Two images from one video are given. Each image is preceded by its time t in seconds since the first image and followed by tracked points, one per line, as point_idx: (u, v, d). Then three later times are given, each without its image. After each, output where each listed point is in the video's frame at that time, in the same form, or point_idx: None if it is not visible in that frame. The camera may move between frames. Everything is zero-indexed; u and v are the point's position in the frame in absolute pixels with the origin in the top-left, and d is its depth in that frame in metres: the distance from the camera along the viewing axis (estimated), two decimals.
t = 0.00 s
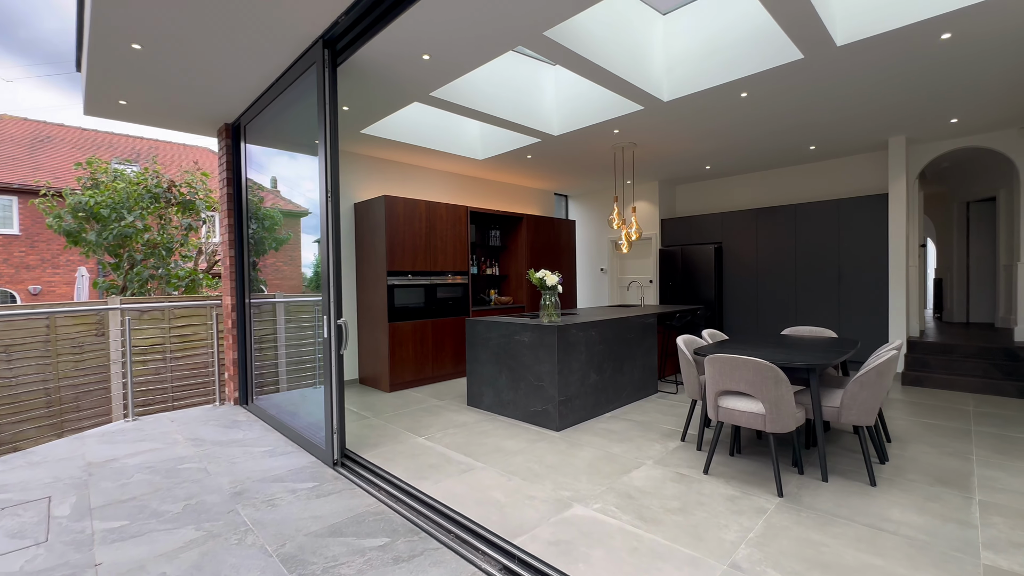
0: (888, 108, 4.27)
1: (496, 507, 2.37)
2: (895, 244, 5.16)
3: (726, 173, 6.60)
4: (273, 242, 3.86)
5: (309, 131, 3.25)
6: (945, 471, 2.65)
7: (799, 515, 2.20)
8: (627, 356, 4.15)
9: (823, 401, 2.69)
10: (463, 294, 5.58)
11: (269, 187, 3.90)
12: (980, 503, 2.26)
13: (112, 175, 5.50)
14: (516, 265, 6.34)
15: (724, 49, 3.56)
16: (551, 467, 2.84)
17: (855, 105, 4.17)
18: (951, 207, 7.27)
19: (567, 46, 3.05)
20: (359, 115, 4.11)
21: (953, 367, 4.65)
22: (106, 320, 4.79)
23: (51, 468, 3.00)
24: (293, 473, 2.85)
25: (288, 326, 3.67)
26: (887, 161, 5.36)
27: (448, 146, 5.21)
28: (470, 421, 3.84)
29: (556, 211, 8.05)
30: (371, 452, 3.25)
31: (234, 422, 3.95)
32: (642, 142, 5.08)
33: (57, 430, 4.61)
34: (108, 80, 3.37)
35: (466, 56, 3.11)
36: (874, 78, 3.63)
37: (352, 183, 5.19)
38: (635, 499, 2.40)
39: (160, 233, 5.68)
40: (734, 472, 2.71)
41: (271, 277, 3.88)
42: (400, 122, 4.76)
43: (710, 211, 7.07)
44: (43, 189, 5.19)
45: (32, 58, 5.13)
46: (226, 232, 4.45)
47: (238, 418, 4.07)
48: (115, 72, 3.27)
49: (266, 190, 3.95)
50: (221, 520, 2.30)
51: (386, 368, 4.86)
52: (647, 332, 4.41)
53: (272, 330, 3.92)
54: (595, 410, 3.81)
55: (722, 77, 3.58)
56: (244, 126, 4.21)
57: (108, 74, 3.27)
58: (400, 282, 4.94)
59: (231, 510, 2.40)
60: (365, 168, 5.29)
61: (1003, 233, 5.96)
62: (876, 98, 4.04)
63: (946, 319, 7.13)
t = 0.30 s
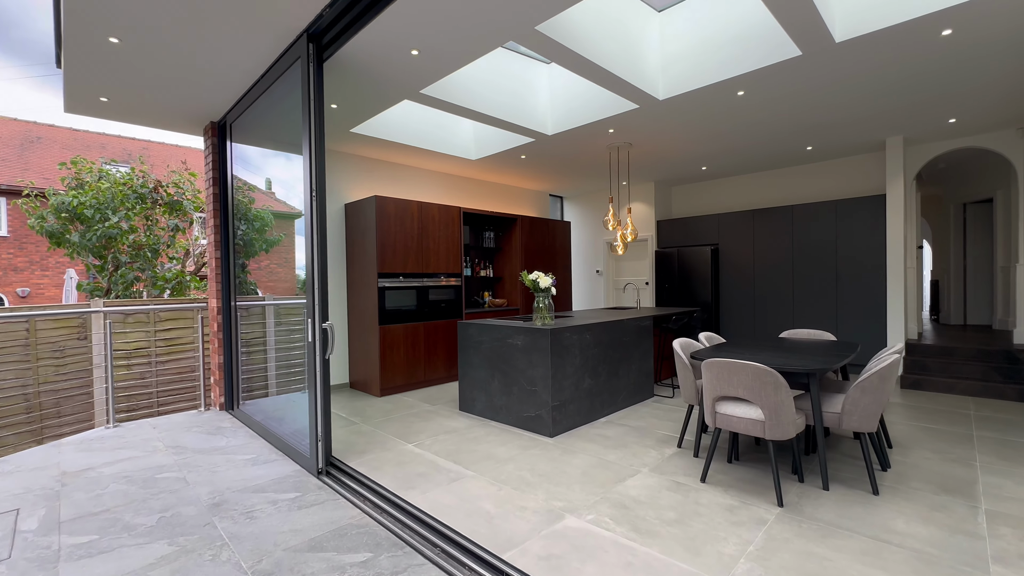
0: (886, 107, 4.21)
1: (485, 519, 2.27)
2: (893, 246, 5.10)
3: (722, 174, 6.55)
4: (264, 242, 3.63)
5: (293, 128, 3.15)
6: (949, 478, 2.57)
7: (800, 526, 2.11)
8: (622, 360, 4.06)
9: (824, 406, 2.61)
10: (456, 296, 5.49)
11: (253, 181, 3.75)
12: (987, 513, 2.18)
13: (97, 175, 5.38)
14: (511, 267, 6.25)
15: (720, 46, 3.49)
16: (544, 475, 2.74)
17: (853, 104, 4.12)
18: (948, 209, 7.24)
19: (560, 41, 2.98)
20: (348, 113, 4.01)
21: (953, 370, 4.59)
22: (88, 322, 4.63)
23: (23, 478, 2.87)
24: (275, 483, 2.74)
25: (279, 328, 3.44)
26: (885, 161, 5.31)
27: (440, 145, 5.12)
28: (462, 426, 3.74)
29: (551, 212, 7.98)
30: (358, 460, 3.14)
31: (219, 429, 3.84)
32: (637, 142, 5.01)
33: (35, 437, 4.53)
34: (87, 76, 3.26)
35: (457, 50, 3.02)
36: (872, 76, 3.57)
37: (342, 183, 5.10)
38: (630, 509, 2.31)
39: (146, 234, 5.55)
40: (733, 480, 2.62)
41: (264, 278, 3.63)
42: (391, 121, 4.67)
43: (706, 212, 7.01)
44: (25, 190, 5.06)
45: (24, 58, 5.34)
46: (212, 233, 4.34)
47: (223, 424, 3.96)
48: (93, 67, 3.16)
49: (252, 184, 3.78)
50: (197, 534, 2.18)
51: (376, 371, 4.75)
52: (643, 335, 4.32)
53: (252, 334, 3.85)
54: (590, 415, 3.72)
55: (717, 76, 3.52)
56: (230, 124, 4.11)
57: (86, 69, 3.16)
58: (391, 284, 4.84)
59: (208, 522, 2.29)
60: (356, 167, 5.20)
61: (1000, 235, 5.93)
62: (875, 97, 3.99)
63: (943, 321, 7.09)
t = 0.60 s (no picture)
0: (879, 107, 4.18)
1: (468, 531, 2.18)
2: (885, 247, 5.07)
3: (715, 174, 6.50)
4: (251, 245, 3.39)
5: (272, 125, 3.05)
6: (943, 484, 2.52)
7: (793, 536, 2.04)
8: (613, 363, 3.98)
9: (818, 410, 2.54)
10: (445, 298, 5.39)
11: (235, 179, 3.61)
12: (984, 522, 2.12)
13: (76, 173, 5.24)
14: (501, 268, 6.17)
15: (711, 44, 3.43)
16: (531, 484, 2.65)
17: (846, 103, 4.08)
18: (938, 210, 7.26)
19: (546, 36, 2.90)
20: (332, 110, 3.91)
21: (944, 372, 4.57)
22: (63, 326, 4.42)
23: None
24: (251, 493, 2.64)
25: (264, 332, 3.24)
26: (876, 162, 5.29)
27: (429, 144, 5.03)
28: (448, 432, 3.65)
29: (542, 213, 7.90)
30: (341, 468, 3.04)
31: (197, 435, 3.71)
32: (629, 142, 4.95)
33: (6, 445, 4.38)
34: (57, 70, 3.14)
35: (442, 44, 2.93)
36: (863, 75, 3.53)
37: (328, 182, 5.00)
38: (619, 520, 2.23)
39: (126, 234, 5.40)
40: (724, 487, 2.54)
41: (254, 280, 3.35)
42: (378, 119, 4.57)
43: (698, 213, 6.97)
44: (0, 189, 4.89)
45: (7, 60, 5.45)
46: (193, 234, 4.22)
47: (202, 430, 3.84)
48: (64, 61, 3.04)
49: (235, 179, 3.62)
50: (164, 550, 2.07)
51: (363, 375, 4.65)
52: (633, 338, 4.25)
53: (232, 337, 3.74)
54: (580, 420, 3.64)
55: (709, 74, 3.46)
56: (210, 122, 3.99)
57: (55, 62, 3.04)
58: (378, 286, 4.74)
59: (177, 537, 2.18)
60: (343, 166, 5.10)
61: (990, 236, 5.93)
62: (867, 97, 3.95)
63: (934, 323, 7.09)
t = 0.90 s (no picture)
0: (870, 107, 4.15)
1: (450, 543, 2.09)
2: (876, 248, 5.05)
3: (706, 175, 6.47)
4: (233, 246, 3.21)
5: (248, 120, 2.93)
6: (938, 489, 2.47)
7: (787, 546, 1.98)
8: (603, 366, 3.91)
9: (811, 414, 2.48)
10: (433, 299, 5.29)
11: (213, 175, 3.48)
12: (981, 529, 2.07)
13: (51, 171, 5.05)
14: (491, 269, 6.09)
15: (703, 41, 3.37)
16: (518, 491, 2.57)
17: (837, 103, 4.04)
18: (927, 211, 7.29)
19: (533, 30, 2.82)
20: (316, 106, 3.80)
21: (935, 373, 4.56)
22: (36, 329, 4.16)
23: None
24: (225, 504, 2.53)
25: (247, 334, 3.04)
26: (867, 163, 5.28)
27: (417, 143, 4.94)
28: (434, 437, 3.55)
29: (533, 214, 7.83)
30: (321, 475, 2.93)
31: (173, 442, 3.58)
32: (620, 141, 4.89)
33: None
34: (23, 61, 3.00)
35: (427, 37, 2.84)
36: (854, 74, 3.50)
37: (313, 181, 4.89)
38: (608, 530, 2.14)
39: (104, 234, 5.22)
40: (716, 494, 2.47)
41: (244, 282, 3.03)
42: (364, 116, 4.47)
43: (689, 214, 6.94)
44: None
45: None
46: (171, 234, 4.09)
47: (179, 437, 3.70)
48: (29, 52, 2.91)
49: (214, 172, 3.45)
50: (127, 567, 1.96)
51: (348, 378, 4.54)
52: (624, 339, 4.18)
53: (209, 340, 3.61)
54: (569, 424, 3.56)
55: (699, 71, 3.41)
56: (188, 118, 3.86)
57: (20, 53, 2.90)
58: (364, 288, 4.63)
59: (142, 553, 2.06)
60: (328, 165, 4.99)
61: (978, 238, 5.96)
62: (857, 96, 3.92)
63: (923, 323, 7.12)
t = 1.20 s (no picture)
0: (861, 106, 4.12)
1: (434, 556, 1.99)
2: (867, 249, 5.03)
3: (697, 176, 6.43)
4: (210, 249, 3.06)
5: (225, 115, 2.81)
6: (935, 495, 2.42)
7: (784, 557, 1.90)
8: (594, 369, 3.83)
9: (807, 419, 2.41)
10: (422, 301, 5.18)
11: (189, 171, 3.33)
12: (980, 537, 2.01)
13: (24, 168, 4.84)
14: (481, 270, 5.99)
15: (695, 38, 3.32)
16: (506, 501, 2.47)
17: (829, 102, 4.01)
18: (915, 213, 7.33)
19: (522, 22, 2.74)
20: (299, 102, 3.69)
21: (926, 375, 4.54)
22: (1, 335, 3.77)
23: None
24: (198, 518, 2.40)
25: (229, 336, 2.79)
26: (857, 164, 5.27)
27: (405, 141, 4.84)
28: (421, 443, 3.44)
29: (524, 215, 7.76)
30: (301, 485, 2.81)
31: (148, 451, 3.43)
32: (611, 140, 4.83)
33: None
34: None
35: (412, 30, 2.75)
36: (846, 72, 3.47)
37: (298, 180, 4.78)
38: (599, 542, 2.05)
39: (79, 235, 5.02)
40: (710, 502, 2.40)
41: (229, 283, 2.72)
42: (349, 114, 4.36)
43: (681, 215, 6.90)
44: None
45: None
46: (147, 234, 3.94)
47: (154, 445, 3.56)
48: None
49: (190, 169, 3.32)
50: None
51: (332, 383, 4.42)
52: (616, 342, 4.11)
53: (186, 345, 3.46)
54: (559, 429, 3.47)
55: (691, 68, 3.35)
56: (165, 113, 3.73)
57: None
58: (350, 290, 4.50)
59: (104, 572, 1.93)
60: (313, 164, 4.87)
61: (966, 239, 5.99)
62: (849, 95, 3.89)
63: (913, 325, 7.14)
